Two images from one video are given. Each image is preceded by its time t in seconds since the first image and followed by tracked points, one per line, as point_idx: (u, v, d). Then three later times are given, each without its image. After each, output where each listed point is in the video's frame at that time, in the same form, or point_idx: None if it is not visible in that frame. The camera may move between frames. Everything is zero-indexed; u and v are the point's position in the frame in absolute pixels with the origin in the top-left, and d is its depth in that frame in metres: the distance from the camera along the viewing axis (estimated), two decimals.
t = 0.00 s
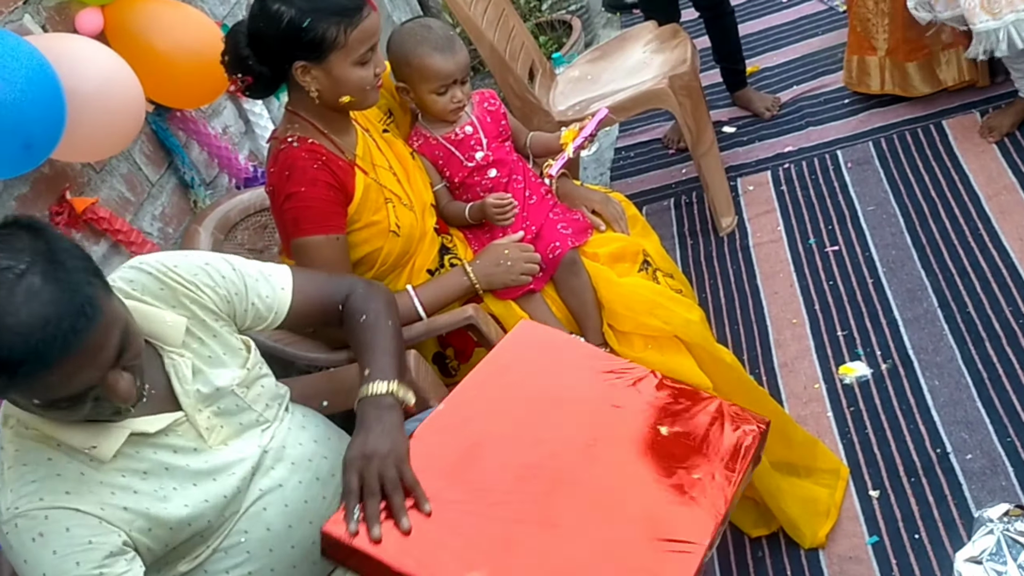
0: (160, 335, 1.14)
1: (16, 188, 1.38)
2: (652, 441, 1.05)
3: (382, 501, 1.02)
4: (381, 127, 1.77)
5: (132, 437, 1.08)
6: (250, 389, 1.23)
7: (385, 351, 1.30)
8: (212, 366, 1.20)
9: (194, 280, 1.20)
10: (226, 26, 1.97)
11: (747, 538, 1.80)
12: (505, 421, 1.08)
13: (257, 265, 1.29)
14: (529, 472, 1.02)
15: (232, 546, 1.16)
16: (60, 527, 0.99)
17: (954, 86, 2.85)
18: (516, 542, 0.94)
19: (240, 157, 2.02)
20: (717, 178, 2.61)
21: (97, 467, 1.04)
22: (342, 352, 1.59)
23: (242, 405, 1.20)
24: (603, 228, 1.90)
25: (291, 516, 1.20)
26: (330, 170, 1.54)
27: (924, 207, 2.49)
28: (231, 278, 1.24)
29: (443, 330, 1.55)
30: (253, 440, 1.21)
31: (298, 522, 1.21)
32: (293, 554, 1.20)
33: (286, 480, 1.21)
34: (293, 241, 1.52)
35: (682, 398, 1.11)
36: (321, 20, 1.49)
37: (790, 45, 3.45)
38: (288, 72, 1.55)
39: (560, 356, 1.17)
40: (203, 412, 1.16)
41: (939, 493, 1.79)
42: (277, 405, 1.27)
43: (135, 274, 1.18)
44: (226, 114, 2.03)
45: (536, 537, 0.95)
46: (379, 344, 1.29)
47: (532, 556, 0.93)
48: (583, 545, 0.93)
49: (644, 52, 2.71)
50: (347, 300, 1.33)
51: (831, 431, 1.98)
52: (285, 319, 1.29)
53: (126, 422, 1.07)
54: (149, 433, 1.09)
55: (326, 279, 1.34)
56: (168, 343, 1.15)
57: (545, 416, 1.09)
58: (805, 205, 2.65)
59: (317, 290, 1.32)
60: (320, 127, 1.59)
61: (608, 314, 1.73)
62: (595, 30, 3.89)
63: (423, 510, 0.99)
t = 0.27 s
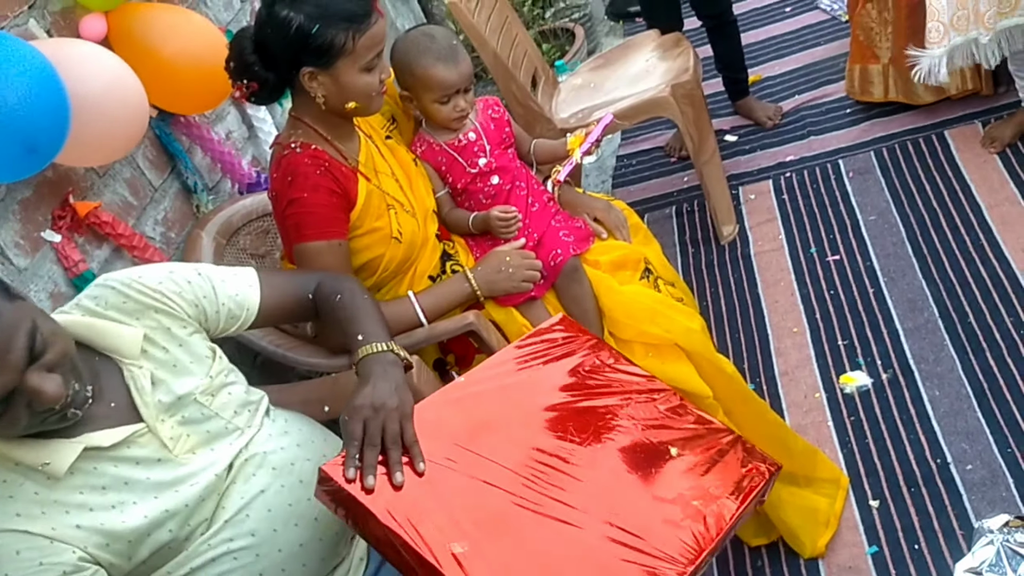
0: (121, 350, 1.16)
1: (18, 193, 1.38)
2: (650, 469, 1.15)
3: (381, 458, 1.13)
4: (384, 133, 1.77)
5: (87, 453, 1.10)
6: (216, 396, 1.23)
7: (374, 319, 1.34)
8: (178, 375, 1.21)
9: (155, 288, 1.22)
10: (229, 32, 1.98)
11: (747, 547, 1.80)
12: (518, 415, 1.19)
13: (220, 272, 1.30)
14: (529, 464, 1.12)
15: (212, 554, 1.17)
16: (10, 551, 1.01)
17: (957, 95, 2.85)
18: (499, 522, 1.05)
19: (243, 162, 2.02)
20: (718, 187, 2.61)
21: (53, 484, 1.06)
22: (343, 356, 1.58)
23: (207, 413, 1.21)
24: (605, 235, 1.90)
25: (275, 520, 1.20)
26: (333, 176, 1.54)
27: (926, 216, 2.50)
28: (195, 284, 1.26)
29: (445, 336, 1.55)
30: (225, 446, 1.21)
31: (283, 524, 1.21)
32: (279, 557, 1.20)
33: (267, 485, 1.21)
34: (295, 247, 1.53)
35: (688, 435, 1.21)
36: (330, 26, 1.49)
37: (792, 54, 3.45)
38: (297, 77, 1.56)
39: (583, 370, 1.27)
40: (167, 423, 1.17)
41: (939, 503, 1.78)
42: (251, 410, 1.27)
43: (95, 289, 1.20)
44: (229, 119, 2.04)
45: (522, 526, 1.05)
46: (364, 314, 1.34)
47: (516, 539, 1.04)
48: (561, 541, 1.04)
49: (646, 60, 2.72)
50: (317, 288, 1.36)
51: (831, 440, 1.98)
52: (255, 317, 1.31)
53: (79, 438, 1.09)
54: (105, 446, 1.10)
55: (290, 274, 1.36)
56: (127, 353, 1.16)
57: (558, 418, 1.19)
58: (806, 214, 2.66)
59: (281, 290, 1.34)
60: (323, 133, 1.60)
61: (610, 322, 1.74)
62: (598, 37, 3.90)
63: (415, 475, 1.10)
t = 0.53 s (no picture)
0: (102, 377, 1.15)
1: (8, 217, 1.38)
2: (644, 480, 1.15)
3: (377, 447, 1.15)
4: (375, 151, 1.77)
5: (73, 484, 1.09)
6: (202, 419, 1.22)
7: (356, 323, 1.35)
8: (162, 399, 1.19)
9: (136, 313, 1.20)
10: (220, 51, 1.98)
11: (746, 562, 1.79)
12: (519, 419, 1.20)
13: (199, 292, 1.29)
14: (523, 462, 1.13)
15: None
16: None
17: (949, 105, 2.85)
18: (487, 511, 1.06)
19: (235, 182, 2.02)
20: (712, 199, 2.61)
21: (40, 517, 1.06)
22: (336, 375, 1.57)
23: (195, 437, 1.20)
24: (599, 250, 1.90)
25: (270, 544, 1.20)
26: (322, 196, 1.54)
27: (920, 226, 2.49)
28: (178, 304, 1.25)
29: (439, 354, 1.55)
30: (215, 470, 1.20)
31: (277, 549, 1.20)
32: None
33: (261, 509, 1.21)
34: (287, 267, 1.52)
35: (690, 448, 1.21)
36: (314, 48, 1.49)
37: (784, 65, 3.46)
38: (283, 100, 1.56)
39: (588, 381, 1.28)
40: (154, 448, 1.16)
41: (938, 515, 1.78)
42: (239, 432, 1.26)
43: (74, 318, 1.18)
44: (220, 139, 2.03)
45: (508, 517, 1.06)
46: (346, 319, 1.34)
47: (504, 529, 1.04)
48: (544, 538, 1.04)
49: (638, 73, 2.72)
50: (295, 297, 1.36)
51: (829, 452, 1.97)
52: (239, 332, 1.31)
53: (64, 468, 1.08)
54: (91, 476, 1.09)
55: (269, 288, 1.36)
56: (109, 381, 1.15)
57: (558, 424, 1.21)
58: (800, 225, 2.66)
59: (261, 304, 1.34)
60: (312, 153, 1.59)
61: (604, 335, 1.73)
62: (590, 50, 3.91)
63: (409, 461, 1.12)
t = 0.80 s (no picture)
0: (122, 378, 1.18)
1: (38, 222, 1.40)
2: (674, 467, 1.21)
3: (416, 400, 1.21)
4: (395, 154, 1.79)
5: (99, 479, 1.11)
6: (223, 416, 1.25)
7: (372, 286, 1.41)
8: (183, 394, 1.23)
9: (152, 312, 1.25)
10: (242, 56, 2.01)
11: (769, 560, 1.79)
12: (557, 394, 1.27)
13: (214, 289, 1.33)
14: (559, 432, 1.20)
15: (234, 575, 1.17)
16: None
17: (968, 100, 2.84)
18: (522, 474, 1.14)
19: (258, 185, 2.05)
20: (733, 198, 2.60)
21: (70, 511, 1.08)
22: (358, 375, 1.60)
23: (217, 433, 1.23)
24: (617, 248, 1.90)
25: (297, 538, 1.20)
26: (344, 199, 1.56)
27: (942, 222, 2.48)
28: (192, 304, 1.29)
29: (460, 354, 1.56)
30: (238, 466, 1.22)
31: (304, 542, 1.20)
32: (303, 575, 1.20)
33: (288, 503, 1.22)
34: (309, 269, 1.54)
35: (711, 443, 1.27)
36: (331, 53, 1.51)
37: (805, 62, 3.45)
38: (301, 105, 1.58)
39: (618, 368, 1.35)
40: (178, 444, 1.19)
41: (961, 512, 1.77)
42: (261, 428, 1.29)
43: (93, 322, 1.22)
44: (244, 143, 2.06)
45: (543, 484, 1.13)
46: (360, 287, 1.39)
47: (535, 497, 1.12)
48: (574, 512, 1.12)
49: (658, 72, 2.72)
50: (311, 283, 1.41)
51: (851, 450, 1.97)
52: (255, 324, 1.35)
53: (91, 464, 1.11)
54: (116, 470, 1.12)
55: (284, 279, 1.41)
56: (129, 380, 1.18)
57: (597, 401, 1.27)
58: (822, 222, 2.65)
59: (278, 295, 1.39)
60: (333, 156, 1.61)
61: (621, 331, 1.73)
62: (609, 49, 3.91)
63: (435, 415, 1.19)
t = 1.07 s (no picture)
0: (201, 347, 1.25)
1: (121, 198, 1.46)
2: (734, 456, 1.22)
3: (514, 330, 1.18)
4: (464, 134, 1.81)
5: (176, 439, 1.17)
6: (295, 385, 1.31)
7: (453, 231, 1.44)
8: (257, 362, 1.29)
9: (226, 284, 1.32)
10: (316, 38, 2.05)
11: (833, 546, 1.78)
12: (632, 348, 1.26)
13: (285, 260, 1.41)
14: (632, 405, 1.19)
15: (303, 538, 1.21)
16: (112, 528, 1.08)
17: None
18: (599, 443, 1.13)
19: (330, 165, 2.09)
20: (805, 181, 2.57)
21: (148, 469, 1.14)
22: (424, 353, 1.67)
23: (289, 401, 1.27)
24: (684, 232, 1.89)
25: (364, 505, 1.24)
26: (412, 178, 1.59)
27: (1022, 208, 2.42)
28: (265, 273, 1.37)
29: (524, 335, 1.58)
30: (309, 433, 1.26)
31: (371, 510, 1.24)
32: (369, 542, 1.23)
33: (356, 472, 1.26)
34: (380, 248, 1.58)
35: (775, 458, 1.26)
36: (380, 36, 1.57)
37: (882, 44, 3.37)
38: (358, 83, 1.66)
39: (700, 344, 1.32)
40: (252, 410, 1.24)
41: None
42: (330, 399, 1.33)
43: (173, 296, 1.30)
44: (316, 124, 2.11)
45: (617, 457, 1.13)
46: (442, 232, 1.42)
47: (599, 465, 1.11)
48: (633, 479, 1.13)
49: (730, 52, 2.69)
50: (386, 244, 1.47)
51: (921, 438, 1.94)
52: (323, 289, 1.42)
53: (168, 425, 1.17)
54: (191, 432, 1.18)
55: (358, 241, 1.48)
56: (207, 347, 1.25)
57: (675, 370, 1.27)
58: (896, 206, 2.60)
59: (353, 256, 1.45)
60: (403, 137, 1.64)
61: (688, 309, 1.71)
62: (680, 31, 3.88)
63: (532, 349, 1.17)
